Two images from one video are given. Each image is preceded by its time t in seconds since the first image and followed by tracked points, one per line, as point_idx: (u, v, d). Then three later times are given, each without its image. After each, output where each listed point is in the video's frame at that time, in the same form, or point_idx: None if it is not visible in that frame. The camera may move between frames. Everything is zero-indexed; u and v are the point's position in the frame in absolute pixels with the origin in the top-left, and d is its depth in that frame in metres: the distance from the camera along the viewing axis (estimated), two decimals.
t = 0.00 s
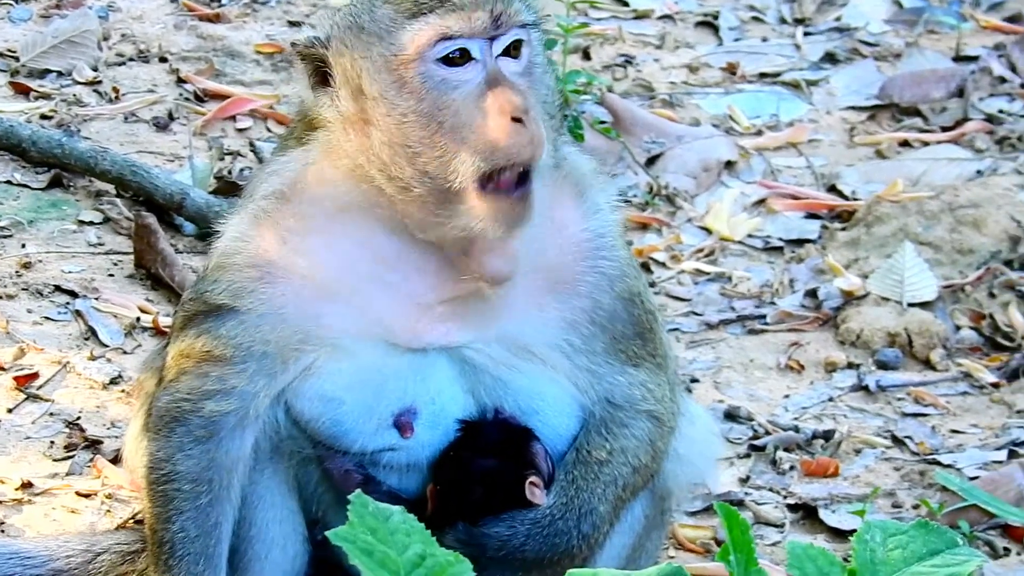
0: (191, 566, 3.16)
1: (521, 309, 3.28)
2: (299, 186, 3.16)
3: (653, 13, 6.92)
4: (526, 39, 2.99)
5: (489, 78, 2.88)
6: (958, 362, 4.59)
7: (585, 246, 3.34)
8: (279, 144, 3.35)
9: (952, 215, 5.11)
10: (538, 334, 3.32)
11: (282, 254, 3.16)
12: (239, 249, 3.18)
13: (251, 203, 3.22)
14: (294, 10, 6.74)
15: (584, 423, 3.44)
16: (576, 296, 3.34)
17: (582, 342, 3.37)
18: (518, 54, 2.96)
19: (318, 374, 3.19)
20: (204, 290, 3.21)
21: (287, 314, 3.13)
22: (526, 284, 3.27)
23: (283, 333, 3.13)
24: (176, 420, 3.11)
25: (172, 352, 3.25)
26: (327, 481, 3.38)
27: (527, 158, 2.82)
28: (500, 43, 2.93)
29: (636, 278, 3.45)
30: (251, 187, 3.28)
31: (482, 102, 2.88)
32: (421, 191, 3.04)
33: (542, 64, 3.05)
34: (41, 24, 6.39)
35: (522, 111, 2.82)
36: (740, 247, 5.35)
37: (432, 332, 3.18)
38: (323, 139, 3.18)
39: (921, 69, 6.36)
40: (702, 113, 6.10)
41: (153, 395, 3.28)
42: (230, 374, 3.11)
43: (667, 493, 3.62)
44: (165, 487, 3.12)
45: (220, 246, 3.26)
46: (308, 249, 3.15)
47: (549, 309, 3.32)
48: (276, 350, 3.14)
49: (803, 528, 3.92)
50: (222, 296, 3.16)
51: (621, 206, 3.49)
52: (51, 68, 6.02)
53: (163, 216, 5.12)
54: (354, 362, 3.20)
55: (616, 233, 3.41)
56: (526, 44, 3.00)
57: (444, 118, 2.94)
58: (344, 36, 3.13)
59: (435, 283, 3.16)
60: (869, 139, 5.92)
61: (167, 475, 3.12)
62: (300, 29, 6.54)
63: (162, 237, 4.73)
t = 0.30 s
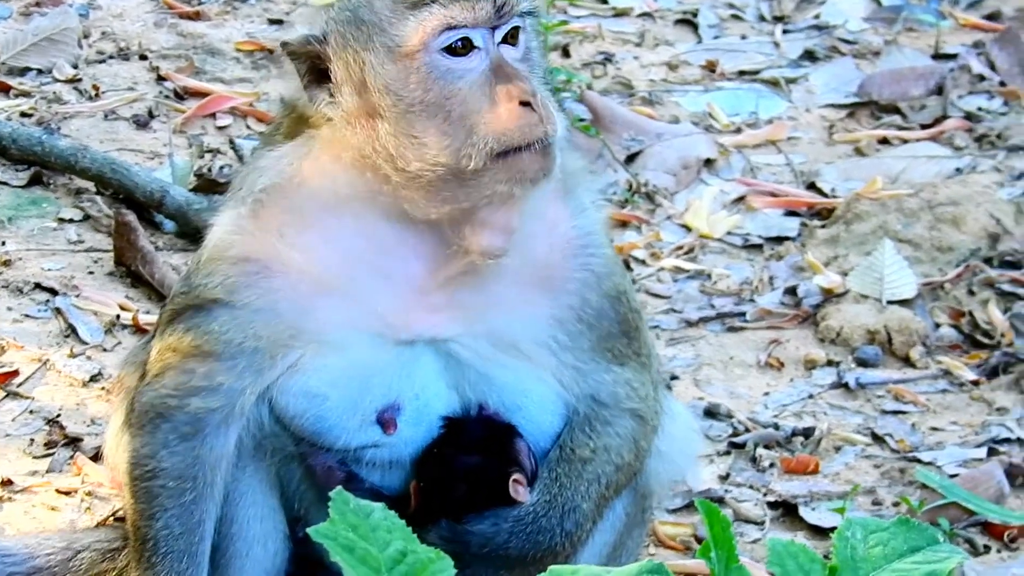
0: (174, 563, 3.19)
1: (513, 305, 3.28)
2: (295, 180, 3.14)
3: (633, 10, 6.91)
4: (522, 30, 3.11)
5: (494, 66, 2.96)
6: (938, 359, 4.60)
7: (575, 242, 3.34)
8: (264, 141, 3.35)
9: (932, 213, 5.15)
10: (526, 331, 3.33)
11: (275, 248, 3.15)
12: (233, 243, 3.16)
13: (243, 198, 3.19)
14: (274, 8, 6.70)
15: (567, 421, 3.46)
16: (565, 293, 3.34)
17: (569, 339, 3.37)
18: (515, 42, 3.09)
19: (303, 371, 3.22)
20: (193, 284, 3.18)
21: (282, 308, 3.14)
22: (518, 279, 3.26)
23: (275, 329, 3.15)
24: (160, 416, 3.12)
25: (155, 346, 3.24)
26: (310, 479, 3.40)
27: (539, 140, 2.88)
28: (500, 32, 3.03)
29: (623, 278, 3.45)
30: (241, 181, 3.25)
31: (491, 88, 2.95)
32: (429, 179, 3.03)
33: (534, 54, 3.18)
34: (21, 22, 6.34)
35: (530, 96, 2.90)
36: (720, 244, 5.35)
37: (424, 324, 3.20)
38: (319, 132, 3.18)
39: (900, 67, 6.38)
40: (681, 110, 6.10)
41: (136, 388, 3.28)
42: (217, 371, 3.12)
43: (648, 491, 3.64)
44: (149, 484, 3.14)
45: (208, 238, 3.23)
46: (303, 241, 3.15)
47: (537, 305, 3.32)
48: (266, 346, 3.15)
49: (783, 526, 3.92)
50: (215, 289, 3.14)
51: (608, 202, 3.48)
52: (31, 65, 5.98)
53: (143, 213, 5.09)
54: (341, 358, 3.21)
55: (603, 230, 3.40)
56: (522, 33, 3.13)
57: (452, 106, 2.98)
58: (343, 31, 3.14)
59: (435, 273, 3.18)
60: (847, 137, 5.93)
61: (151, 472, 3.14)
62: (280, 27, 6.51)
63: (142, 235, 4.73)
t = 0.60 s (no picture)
0: (159, 570, 3.20)
1: (500, 311, 3.27)
2: (284, 184, 3.12)
3: (616, 17, 6.91)
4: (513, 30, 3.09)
5: (488, 66, 2.93)
6: (921, 367, 4.61)
7: (562, 250, 3.34)
8: (248, 148, 3.37)
9: (916, 220, 5.15)
10: (513, 337, 3.32)
11: (265, 253, 3.12)
12: (221, 248, 3.14)
13: (231, 203, 3.17)
14: (258, 14, 6.68)
15: (552, 427, 3.46)
16: (552, 300, 3.34)
17: (555, 346, 3.37)
18: (506, 44, 3.05)
19: (288, 377, 3.20)
20: (180, 289, 3.16)
21: (271, 314, 3.12)
22: (506, 285, 3.26)
23: (263, 335, 3.13)
24: (146, 422, 3.11)
25: (142, 352, 3.23)
26: (294, 485, 3.40)
27: (532, 141, 2.87)
28: (492, 33, 3.00)
29: (609, 285, 3.46)
30: (228, 186, 3.23)
31: (486, 88, 2.93)
32: (422, 181, 3.01)
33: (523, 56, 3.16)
34: (5, 28, 6.31)
35: (524, 95, 2.90)
36: (703, 251, 5.35)
37: (413, 330, 3.19)
38: (307, 136, 3.17)
39: (884, 74, 6.39)
40: (665, 117, 6.10)
41: (121, 394, 3.28)
42: (203, 378, 3.12)
43: (631, 496, 3.64)
44: (135, 490, 3.14)
45: (196, 243, 3.21)
46: (291, 246, 3.12)
47: (525, 312, 3.31)
48: (253, 352, 3.14)
49: (767, 533, 3.91)
50: (203, 295, 3.12)
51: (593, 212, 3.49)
52: (15, 72, 5.96)
53: (127, 219, 5.07)
54: (326, 364, 3.19)
55: (589, 238, 3.41)
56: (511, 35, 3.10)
57: (447, 107, 2.95)
58: (335, 35, 3.11)
59: (425, 279, 3.16)
60: (831, 143, 5.94)
61: (137, 478, 3.14)
62: (264, 34, 6.49)
63: (126, 241, 4.68)
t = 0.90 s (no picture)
0: None
1: (486, 333, 3.27)
2: (269, 207, 3.12)
3: (601, 41, 6.93)
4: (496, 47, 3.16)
5: (470, 81, 3.00)
6: (907, 390, 4.62)
7: (548, 272, 3.34)
8: (233, 171, 3.35)
9: (901, 243, 5.17)
10: (498, 359, 3.31)
11: (250, 276, 3.13)
12: (207, 272, 3.15)
13: (217, 227, 3.17)
14: (243, 38, 6.68)
15: (537, 449, 3.46)
16: (538, 322, 3.34)
17: (542, 369, 3.37)
18: (489, 59, 3.12)
19: (274, 400, 3.19)
20: (167, 313, 3.17)
21: (256, 336, 3.12)
22: (492, 308, 3.25)
23: (249, 357, 3.12)
24: (133, 445, 3.11)
25: (128, 376, 3.24)
26: (280, 507, 3.40)
27: (517, 154, 2.92)
28: (474, 48, 3.07)
29: (595, 308, 3.47)
30: (213, 209, 3.23)
31: (469, 103, 2.98)
32: (407, 200, 3.06)
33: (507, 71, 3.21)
34: None
35: (507, 108, 2.94)
36: (689, 274, 5.36)
37: (399, 352, 3.18)
38: (292, 159, 3.17)
39: (869, 98, 6.42)
40: (650, 140, 6.12)
41: (108, 418, 3.28)
42: (189, 401, 3.11)
43: (618, 518, 3.65)
44: (121, 512, 3.13)
45: (182, 267, 3.22)
46: (277, 269, 3.12)
47: (511, 334, 3.31)
48: (238, 375, 3.13)
49: (753, 556, 3.91)
50: (190, 319, 3.12)
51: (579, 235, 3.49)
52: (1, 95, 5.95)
53: (112, 241, 5.06)
54: (313, 387, 3.19)
55: (574, 261, 3.42)
56: (494, 50, 3.15)
57: (429, 124, 3.01)
58: (317, 57, 3.16)
59: (411, 300, 3.16)
60: (816, 167, 5.96)
61: (123, 500, 3.13)
62: (250, 57, 6.49)
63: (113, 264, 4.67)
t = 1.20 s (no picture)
0: None
1: (479, 350, 3.26)
2: (262, 224, 3.13)
3: (591, 58, 6.95)
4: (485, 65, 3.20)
5: (458, 99, 3.04)
6: (897, 407, 4.62)
7: (540, 290, 3.35)
8: (224, 189, 3.37)
9: (891, 260, 5.17)
10: (490, 376, 3.31)
11: (243, 293, 3.14)
12: (200, 290, 3.17)
13: (210, 244, 3.19)
14: (233, 55, 6.69)
15: (529, 466, 3.46)
16: (530, 339, 3.34)
17: (534, 386, 3.38)
18: (479, 77, 3.16)
19: (266, 418, 3.19)
20: (161, 331, 3.19)
21: (248, 354, 3.13)
22: (485, 325, 3.24)
23: (242, 375, 3.13)
24: (125, 461, 3.11)
25: (121, 393, 3.25)
26: (273, 525, 3.39)
27: (505, 170, 2.95)
28: (463, 65, 3.11)
29: (586, 326, 3.48)
30: (206, 227, 3.25)
31: (456, 121, 3.02)
32: (399, 216, 3.07)
33: (498, 88, 3.27)
34: None
35: (495, 126, 2.98)
36: (679, 291, 5.37)
37: (392, 369, 3.18)
38: (284, 176, 3.19)
39: (860, 115, 6.43)
40: (640, 158, 6.13)
41: (101, 435, 3.29)
42: (181, 418, 3.11)
43: (609, 536, 3.66)
44: (114, 529, 3.14)
45: (176, 285, 3.23)
46: (268, 286, 3.13)
47: (503, 352, 3.31)
48: (231, 393, 3.13)
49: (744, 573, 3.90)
50: (184, 336, 3.14)
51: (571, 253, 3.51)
52: None
53: (103, 258, 5.06)
54: (306, 405, 3.18)
55: (566, 279, 3.44)
56: (484, 68, 3.20)
57: (418, 142, 3.04)
58: (307, 74, 3.21)
59: (402, 317, 3.15)
60: (806, 184, 5.97)
61: (115, 517, 3.14)
62: (239, 75, 6.50)
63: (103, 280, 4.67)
